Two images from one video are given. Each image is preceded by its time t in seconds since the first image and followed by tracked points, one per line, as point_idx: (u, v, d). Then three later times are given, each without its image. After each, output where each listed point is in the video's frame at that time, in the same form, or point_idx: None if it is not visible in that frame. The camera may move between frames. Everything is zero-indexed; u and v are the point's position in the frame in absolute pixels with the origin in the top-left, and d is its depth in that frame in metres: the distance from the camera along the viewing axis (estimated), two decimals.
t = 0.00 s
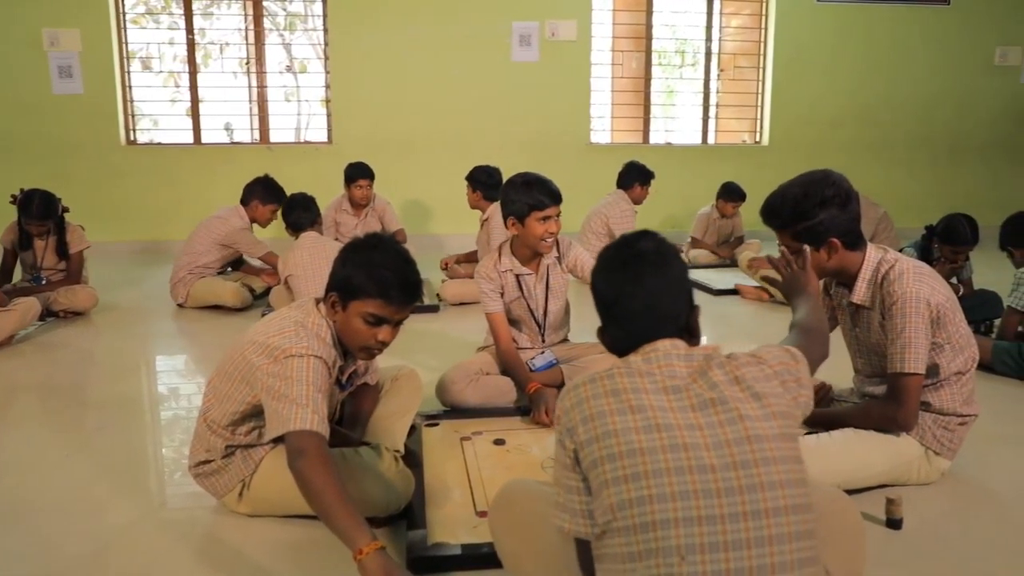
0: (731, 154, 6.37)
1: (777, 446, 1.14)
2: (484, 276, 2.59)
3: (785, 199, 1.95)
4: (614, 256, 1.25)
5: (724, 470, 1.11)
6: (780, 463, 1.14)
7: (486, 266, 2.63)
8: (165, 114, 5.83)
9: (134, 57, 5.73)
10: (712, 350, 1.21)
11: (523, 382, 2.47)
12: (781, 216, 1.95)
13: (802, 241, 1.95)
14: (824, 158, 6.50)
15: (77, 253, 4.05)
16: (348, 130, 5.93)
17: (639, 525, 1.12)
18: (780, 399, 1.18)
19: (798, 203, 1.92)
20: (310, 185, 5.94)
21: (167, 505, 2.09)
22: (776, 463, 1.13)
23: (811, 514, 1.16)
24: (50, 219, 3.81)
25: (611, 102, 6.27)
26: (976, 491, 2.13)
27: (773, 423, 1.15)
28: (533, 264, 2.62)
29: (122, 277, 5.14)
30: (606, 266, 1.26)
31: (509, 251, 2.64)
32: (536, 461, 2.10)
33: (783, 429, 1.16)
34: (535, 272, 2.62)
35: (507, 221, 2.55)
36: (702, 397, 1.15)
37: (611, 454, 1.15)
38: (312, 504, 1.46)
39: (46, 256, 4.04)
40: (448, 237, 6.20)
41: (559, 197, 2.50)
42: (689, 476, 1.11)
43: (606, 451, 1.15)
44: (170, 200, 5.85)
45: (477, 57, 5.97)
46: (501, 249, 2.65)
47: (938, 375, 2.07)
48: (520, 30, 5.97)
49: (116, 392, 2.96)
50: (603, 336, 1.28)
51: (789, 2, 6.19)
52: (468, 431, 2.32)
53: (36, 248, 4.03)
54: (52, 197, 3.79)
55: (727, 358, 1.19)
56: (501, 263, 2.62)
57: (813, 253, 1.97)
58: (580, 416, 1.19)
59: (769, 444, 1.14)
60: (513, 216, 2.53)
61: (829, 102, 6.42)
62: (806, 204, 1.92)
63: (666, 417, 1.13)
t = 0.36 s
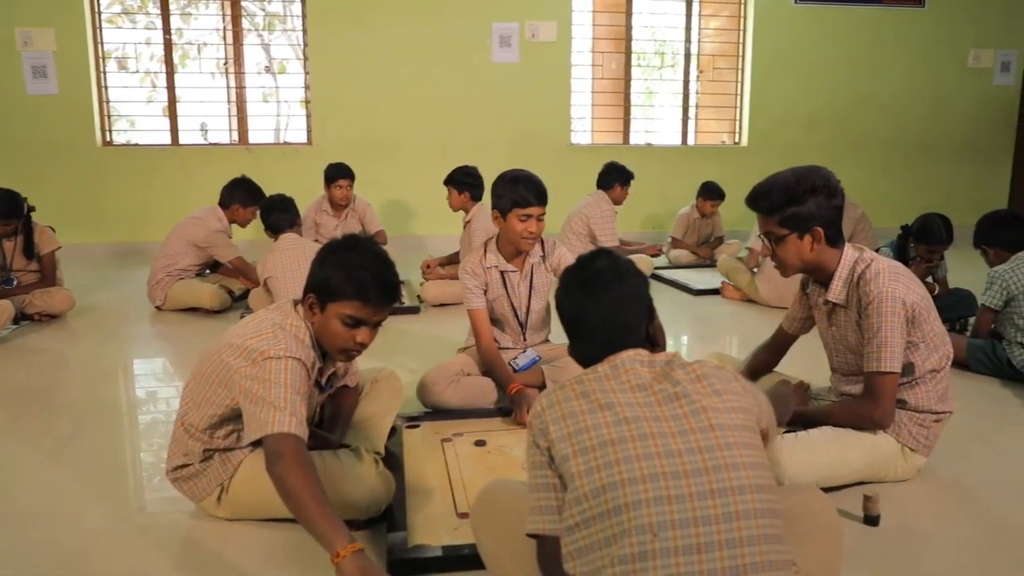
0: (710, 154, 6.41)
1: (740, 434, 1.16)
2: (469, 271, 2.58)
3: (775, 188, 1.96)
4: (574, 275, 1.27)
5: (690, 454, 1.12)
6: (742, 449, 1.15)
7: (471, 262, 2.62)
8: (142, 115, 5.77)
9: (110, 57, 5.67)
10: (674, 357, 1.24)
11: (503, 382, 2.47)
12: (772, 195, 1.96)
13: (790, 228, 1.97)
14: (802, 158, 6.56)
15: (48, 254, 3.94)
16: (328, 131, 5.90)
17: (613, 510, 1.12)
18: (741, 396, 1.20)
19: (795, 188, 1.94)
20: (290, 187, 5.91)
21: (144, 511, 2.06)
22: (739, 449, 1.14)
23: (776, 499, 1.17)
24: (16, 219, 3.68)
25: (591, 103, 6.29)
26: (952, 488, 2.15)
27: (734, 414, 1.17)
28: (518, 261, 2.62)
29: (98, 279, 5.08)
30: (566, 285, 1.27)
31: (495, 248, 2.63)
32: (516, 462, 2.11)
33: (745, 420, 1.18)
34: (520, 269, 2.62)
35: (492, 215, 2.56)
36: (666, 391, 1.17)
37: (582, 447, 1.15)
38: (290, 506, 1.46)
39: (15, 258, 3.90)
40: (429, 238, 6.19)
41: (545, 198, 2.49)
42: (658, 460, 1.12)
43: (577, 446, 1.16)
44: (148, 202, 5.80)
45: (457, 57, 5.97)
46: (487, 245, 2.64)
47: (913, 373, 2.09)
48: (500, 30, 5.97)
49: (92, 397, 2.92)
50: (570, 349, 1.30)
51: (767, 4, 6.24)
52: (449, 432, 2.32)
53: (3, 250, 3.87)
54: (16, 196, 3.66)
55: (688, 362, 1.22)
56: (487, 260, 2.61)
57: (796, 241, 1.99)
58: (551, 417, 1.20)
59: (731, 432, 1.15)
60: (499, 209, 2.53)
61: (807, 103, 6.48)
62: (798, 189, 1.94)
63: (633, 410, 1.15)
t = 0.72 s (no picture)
0: (688, 154, 6.45)
1: (721, 438, 1.17)
2: (459, 278, 2.56)
3: (760, 193, 1.93)
4: (563, 267, 1.27)
5: (671, 460, 1.13)
6: (722, 455, 1.16)
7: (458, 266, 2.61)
8: (116, 115, 5.70)
9: (83, 56, 5.60)
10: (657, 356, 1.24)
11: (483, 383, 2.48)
12: (763, 206, 1.93)
13: (784, 230, 1.96)
14: (779, 158, 6.62)
15: (21, 256, 3.91)
16: (306, 132, 5.87)
17: (591, 516, 1.12)
18: (722, 400, 1.21)
19: (781, 189, 1.93)
20: (267, 187, 5.87)
21: (121, 514, 2.04)
22: (718, 455, 1.15)
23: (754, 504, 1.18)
24: None
25: (570, 103, 6.30)
26: (925, 483, 2.18)
27: (716, 418, 1.18)
28: (507, 267, 2.61)
29: (72, 281, 5.02)
30: (555, 275, 1.28)
31: (484, 253, 2.61)
32: (496, 462, 2.11)
33: (725, 425, 1.19)
34: (509, 275, 2.61)
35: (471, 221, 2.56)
36: (647, 394, 1.17)
37: (563, 450, 1.15)
38: (250, 510, 1.44)
39: None
40: (408, 238, 6.17)
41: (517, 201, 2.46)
42: (639, 466, 1.12)
43: (557, 449, 1.16)
44: (123, 203, 5.73)
45: (436, 58, 5.96)
46: (476, 250, 2.63)
47: (888, 369, 2.11)
48: (479, 31, 5.96)
49: (68, 400, 2.88)
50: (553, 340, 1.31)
51: (745, 5, 6.28)
52: (428, 433, 2.31)
53: None
54: None
55: (670, 362, 1.22)
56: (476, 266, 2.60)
57: (790, 241, 1.99)
58: (530, 418, 1.20)
59: (711, 437, 1.16)
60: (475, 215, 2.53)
61: (784, 103, 6.54)
62: (787, 191, 1.93)
63: (615, 413, 1.15)
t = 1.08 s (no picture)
0: (668, 154, 6.48)
1: (704, 440, 1.17)
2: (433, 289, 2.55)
3: (731, 187, 1.97)
4: (546, 255, 1.26)
5: (653, 463, 1.13)
6: (705, 456, 1.16)
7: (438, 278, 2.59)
8: (91, 115, 5.63)
9: (57, 55, 5.52)
10: (641, 350, 1.23)
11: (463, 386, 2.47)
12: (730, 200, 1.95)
13: (753, 227, 1.98)
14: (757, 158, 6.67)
15: None
16: (285, 132, 5.83)
17: (574, 519, 1.13)
18: (707, 397, 1.21)
19: (749, 185, 1.95)
20: (245, 188, 5.82)
21: (98, 519, 2.02)
22: (701, 456, 1.16)
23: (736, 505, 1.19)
24: None
25: (550, 103, 6.31)
26: (901, 478, 2.21)
27: (700, 416, 1.18)
28: (486, 286, 2.57)
29: (45, 283, 4.95)
30: (538, 265, 1.26)
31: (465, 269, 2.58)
32: (476, 462, 2.10)
33: (710, 423, 1.19)
34: (486, 294, 2.57)
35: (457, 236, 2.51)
36: (631, 393, 1.17)
37: (545, 452, 1.15)
38: (224, 516, 1.46)
39: None
40: (388, 239, 6.15)
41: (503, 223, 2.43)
42: (621, 469, 1.13)
43: (540, 451, 1.16)
44: (97, 204, 5.66)
45: (416, 57, 5.94)
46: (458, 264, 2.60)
47: (866, 367, 2.14)
48: (459, 30, 5.96)
49: (43, 404, 2.85)
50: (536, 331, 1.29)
51: (723, 6, 6.33)
52: (408, 434, 2.31)
53: None
54: None
55: (655, 358, 1.21)
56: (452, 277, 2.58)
57: (762, 240, 2.00)
58: (513, 417, 1.19)
59: (694, 437, 1.16)
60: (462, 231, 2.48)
61: (762, 103, 6.59)
62: (758, 186, 1.95)
63: (598, 414, 1.15)
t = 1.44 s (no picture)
0: (648, 154, 6.51)
1: (691, 450, 1.10)
2: (413, 277, 2.56)
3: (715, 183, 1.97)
4: (541, 240, 1.22)
5: (634, 476, 1.08)
6: (692, 468, 1.09)
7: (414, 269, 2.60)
8: (68, 115, 5.56)
9: (31, 54, 5.44)
10: (632, 347, 1.17)
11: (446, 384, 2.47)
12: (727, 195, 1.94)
13: (746, 222, 1.99)
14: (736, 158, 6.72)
15: None
16: (264, 133, 5.79)
17: (551, 531, 1.08)
18: (701, 401, 1.14)
19: (743, 181, 1.95)
20: (224, 188, 5.78)
21: (76, 524, 1.99)
22: (688, 468, 1.09)
23: (725, 520, 1.12)
24: None
25: (531, 103, 6.32)
26: (881, 475, 2.23)
27: (689, 424, 1.11)
28: (463, 268, 2.59)
29: (20, 286, 4.88)
30: (534, 248, 1.22)
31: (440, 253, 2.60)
32: (458, 463, 2.10)
33: (701, 431, 1.12)
34: (464, 275, 2.60)
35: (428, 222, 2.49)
36: (616, 396, 1.10)
37: (524, 459, 1.11)
38: (185, 524, 1.43)
39: None
40: (368, 239, 6.13)
41: (476, 208, 2.42)
42: (600, 482, 1.07)
43: (519, 456, 1.11)
44: (73, 206, 5.60)
45: (397, 57, 5.93)
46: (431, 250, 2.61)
47: (842, 365, 2.16)
48: (439, 31, 5.95)
49: (18, 408, 2.81)
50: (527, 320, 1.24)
51: (703, 7, 6.36)
52: (390, 435, 2.30)
53: None
54: None
55: (646, 357, 1.15)
56: (429, 265, 2.60)
57: (752, 235, 2.01)
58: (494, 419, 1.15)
59: (681, 446, 1.10)
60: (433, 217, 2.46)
61: (741, 103, 6.63)
62: (748, 182, 1.96)
63: (579, 420, 1.09)
